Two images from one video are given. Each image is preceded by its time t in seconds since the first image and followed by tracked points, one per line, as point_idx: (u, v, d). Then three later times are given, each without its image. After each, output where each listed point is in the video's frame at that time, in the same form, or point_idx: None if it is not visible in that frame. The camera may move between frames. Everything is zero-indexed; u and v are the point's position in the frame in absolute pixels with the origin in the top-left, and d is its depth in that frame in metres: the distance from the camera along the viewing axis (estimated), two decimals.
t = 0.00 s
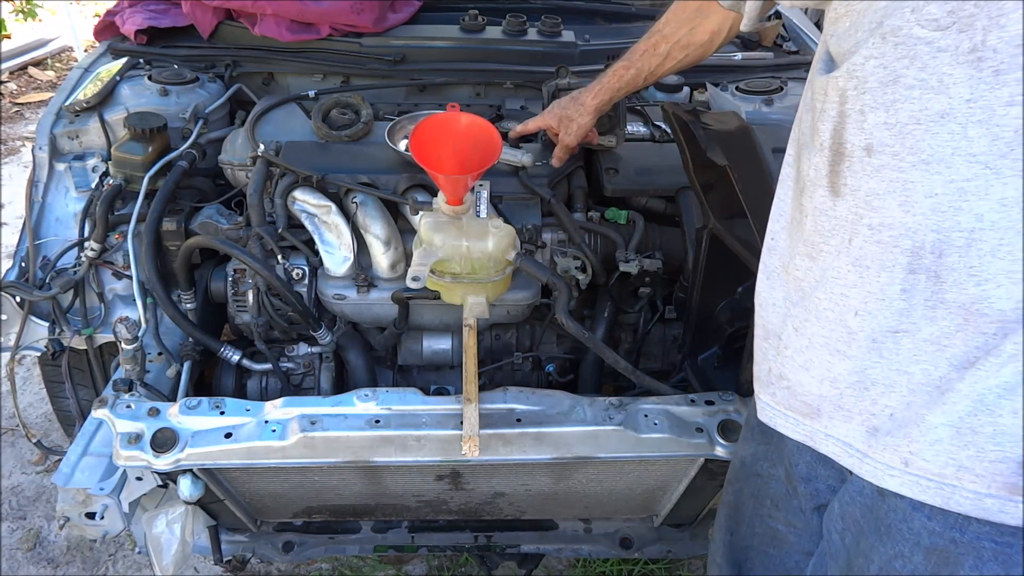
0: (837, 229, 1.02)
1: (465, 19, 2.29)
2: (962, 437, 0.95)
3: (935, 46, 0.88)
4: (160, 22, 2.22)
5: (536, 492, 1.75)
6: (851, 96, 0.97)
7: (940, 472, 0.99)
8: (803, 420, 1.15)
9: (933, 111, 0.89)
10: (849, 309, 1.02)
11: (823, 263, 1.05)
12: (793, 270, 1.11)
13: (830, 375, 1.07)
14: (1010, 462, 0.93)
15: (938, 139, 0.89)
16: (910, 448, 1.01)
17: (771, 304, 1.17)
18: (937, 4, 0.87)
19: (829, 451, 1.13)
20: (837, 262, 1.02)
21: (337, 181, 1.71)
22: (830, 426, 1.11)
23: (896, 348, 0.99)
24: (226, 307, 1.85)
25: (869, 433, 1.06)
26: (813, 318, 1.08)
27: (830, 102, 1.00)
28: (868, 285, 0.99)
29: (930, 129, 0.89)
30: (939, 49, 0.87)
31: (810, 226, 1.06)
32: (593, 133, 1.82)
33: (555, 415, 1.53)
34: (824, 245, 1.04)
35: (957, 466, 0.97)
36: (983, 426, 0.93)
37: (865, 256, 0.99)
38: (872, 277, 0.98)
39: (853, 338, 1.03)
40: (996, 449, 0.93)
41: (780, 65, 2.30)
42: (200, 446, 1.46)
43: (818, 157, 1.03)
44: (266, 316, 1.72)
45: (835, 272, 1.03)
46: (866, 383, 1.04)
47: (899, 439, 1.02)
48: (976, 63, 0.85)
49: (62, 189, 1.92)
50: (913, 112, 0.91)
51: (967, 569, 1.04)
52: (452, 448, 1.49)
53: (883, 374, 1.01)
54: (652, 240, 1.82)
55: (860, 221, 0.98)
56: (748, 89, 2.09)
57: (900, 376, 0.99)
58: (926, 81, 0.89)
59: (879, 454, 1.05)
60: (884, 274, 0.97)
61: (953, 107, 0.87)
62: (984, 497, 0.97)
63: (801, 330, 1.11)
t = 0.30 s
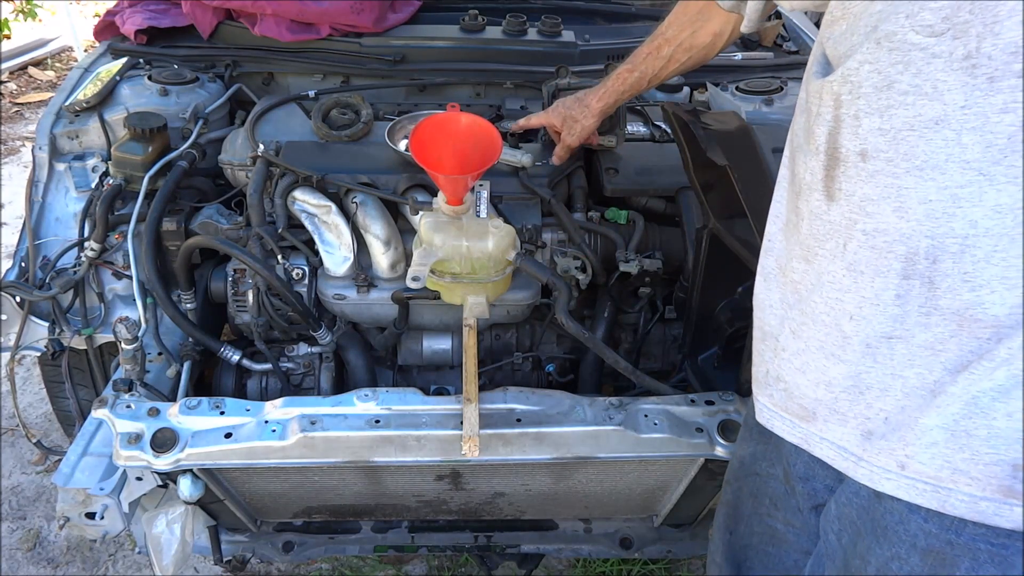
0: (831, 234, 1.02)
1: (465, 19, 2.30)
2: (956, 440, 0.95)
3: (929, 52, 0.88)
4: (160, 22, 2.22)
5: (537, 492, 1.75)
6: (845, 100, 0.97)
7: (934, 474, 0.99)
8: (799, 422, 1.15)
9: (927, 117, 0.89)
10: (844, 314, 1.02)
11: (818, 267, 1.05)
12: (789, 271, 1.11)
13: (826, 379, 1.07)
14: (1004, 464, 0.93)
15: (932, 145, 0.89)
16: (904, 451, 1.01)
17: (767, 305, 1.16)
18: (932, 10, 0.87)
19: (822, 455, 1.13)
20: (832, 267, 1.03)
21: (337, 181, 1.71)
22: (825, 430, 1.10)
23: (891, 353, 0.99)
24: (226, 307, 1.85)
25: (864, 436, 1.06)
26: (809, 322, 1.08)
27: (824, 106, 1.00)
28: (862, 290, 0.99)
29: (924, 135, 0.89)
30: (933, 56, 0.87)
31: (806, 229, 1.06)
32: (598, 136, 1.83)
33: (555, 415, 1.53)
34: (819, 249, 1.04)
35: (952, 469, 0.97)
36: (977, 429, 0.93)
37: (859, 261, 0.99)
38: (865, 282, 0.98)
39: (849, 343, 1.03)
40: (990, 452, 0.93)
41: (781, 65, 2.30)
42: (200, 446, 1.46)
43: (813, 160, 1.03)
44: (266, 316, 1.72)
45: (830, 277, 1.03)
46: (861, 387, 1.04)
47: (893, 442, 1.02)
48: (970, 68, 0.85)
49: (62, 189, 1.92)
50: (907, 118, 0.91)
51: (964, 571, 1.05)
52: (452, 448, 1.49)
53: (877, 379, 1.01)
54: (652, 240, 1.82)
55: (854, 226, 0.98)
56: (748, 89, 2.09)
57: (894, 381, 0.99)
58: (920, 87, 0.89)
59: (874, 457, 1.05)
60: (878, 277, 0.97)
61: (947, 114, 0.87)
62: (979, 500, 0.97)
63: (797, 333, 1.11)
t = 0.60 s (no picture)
0: (825, 236, 1.02)
1: (465, 19, 2.29)
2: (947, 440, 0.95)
3: (920, 57, 0.87)
4: (160, 22, 2.22)
5: (537, 492, 1.75)
6: (838, 103, 0.97)
7: (926, 473, 0.99)
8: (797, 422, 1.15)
9: (915, 121, 0.89)
10: (837, 315, 1.02)
11: (812, 268, 1.05)
12: (788, 272, 1.11)
13: (820, 379, 1.08)
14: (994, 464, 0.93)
15: (921, 148, 0.89)
16: (897, 450, 1.01)
17: (767, 304, 1.17)
18: (922, 15, 0.87)
19: (816, 454, 1.13)
20: (825, 268, 1.03)
21: (337, 181, 1.71)
22: (820, 430, 1.11)
23: (883, 353, 0.99)
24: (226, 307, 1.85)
25: (857, 436, 1.06)
26: (803, 322, 1.08)
27: (818, 108, 1.01)
28: (854, 291, 0.99)
29: (913, 139, 0.89)
30: (923, 60, 0.87)
31: (801, 231, 1.06)
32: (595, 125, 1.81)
33: (555, 415, 1.53)
34: (814, 250, 1.04)
35: (943, 468, 0.97)
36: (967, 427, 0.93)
37: (851, 263, 0.99)
38: (857, 283, 0.98)
39: (841, 343, 1.03)
40: (981, 452, 0.93)
41: (781, 65, 2.30)
42: (200, 446, 1.46)
43: (808, 163, 1.03)
44: (266, 316, 1.72)
45: (823, 278, 1.03)
46: (854, 388, 1.03)
47: (886, 442, 1.02)
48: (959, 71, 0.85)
49: (62, 189, 1.92)
50: (896, 122, 0.91)
51: (956, 571, 1.04)
52: (452, 447, 1.49)
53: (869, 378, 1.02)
54: (652, 240, 1.82)
55: (846, 228, 0.99)
56: (748, 89, 2.09)
57: (887, 381, 0.99)
58: (910, 91, 0.89)
59: (867, 457, 1.05)
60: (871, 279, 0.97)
61: (935, 118, 0.87)
62: (971, 499, 0.97)
63: (793, 333, 1.11)
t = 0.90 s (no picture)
0: (823, 241, 1.02)
1: (465, 19, 2.29)
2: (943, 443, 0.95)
3: (916, 64, 0.87)
4: (160, 22, 2.22)
5: (537, 492, 1.75)
6: (836, 109, 0.97)
7: (922, 475, 0.99)
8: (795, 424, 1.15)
9: (911, 129, 0.89)
10: (833, 320, 1.02)
11: (811, 272, 1.05)
12: (788, 275, 1.11)
13: (817, 383, 1.07)
14: (990, 467, 0.93)
15: (917, 156, 0.89)
16: (894, 452, 1.01)
17: (769, 306, 1.17)
18: (919, 22, 0.86)
19: (814, 456, 1.13)
20: (822, 273, 1.03)
21: (337, 181, 1.71)
22: (817, 432, 1.11)
23: (881, 357, 0.99)
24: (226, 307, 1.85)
25: (853, 438, 1.06)
26: (801, 326, 1.08)
27: (817, 113, 1.01)
28: (851, 297, 0.99)
29: (909, 146, 0.89)
30: (920, 68, 0.87)
31: (800, 235, 1.06)
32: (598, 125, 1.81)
33: (555, 415, 1.53)
34: (812, 255, 1.04)
35: (939, 470, 0.97)
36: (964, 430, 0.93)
37: (847, 269, 0.99)
38: (854, 289, 0.98)
39: (838, 348, 1.03)
40: (977, 455, 0.93)
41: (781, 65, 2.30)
42: (200, 446, 1.46)
43: (807, 167, 1.04)
44: (266, 316, 1.72)
45: (821, 284, 1.03)
46: (852, 391, 1.03)
47: (883, 445, 1.02)
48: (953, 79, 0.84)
49: (62, 189, 1.92)
50: (893, 129, 0.90)
51: (952, 571, 1.05)
52: (452, 447, 1.49)
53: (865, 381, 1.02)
54: (652, 240, 1.82)
55: (842, 234, 0.98)
56: (748, 89, 2.09)
57: (884, 384, 0.99)
58: (906, 99, 0.89)
59: (864, 459, 1.05)
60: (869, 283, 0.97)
61: (931, 126, 0.87)
62: (966, 502, 0.97)
63: (792, 337, 1.11)
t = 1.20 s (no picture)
0: (822, 255, 1.02)
1: (465, 19, 2.29)
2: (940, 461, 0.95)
3: (915, 81, 0.87)
4: (160, 22, 2.22)
5: (537, 492, 1.75)
6: (835, 123, 0.96)
7: (919, 490, 0.99)
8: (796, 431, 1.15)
9: (910, 147, 0.88)
10: (831, 334, 1.02)
11: (811, 285, 1.05)
12: (788, 286, 1.11)
13: (815, 395, 1.07)
14: (988, 484, 0.93)
15: (915, 175, 0.88)
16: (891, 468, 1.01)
17: (767, 312, 1.18)
18: (918, 39, 0.86)
19: (812, 467, 1.13)
20: (821, 287, 1.03)
21: (337, 181, 1.71)
22: (816, 443, 1.11)
23: (878, 372, 0.99)
24: (226, 307, 1.85)
25: (851, 451, 1.06)
26: (799, 338, 1.08)
27: (817, 119, 1.00)
28: (848, 312, 0.99)
29: (908, 165, 0.89)
30: (919, 84, 0.87)
31: (800, 247, 1.06)
32: (598, 118, 1.79)
33: (555, 415, 1.53)
34: (812, 267, 1.04)
35: (937, 486, 0.97)
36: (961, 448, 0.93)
37: (845, 284, 0.99)
38: (851, 305, 0.98)
39: (836, 362, 1.03)
40: (975, 472, 0.93)
41: (780, 65, 2.30)
42: (200, 446, 1.46)
43: (806, 180, 1.04)
44: (266, 316, 1.72)
45: (819, 297, 1.03)
46: (849, 404, 1.03)
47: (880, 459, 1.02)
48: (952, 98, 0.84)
49: (62, 189, 1.92)
50: (893, 147, 0.90)
51: None
52: (452, 447, 1.49)
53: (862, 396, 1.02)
54: (652, 240, 1.82)
55: (840, 249, 0.98)
56: (748, 89, 2.09)
57: (882, 398, 0.99)
58: (906, 116, 0.88)
59: (862, 473, 1.05)
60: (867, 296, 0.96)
61: (929, 145, 0.87)
62: (964, 518, 0.97)
63: (790, 348, 1.11)
